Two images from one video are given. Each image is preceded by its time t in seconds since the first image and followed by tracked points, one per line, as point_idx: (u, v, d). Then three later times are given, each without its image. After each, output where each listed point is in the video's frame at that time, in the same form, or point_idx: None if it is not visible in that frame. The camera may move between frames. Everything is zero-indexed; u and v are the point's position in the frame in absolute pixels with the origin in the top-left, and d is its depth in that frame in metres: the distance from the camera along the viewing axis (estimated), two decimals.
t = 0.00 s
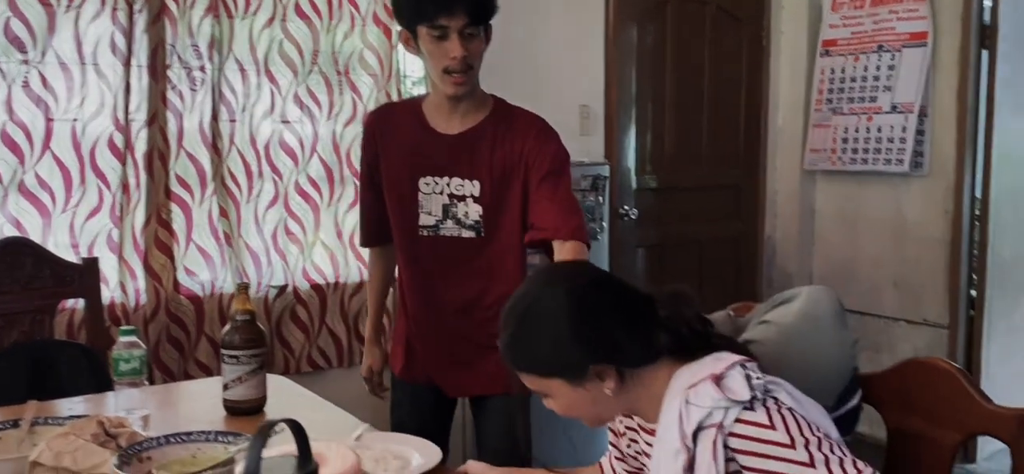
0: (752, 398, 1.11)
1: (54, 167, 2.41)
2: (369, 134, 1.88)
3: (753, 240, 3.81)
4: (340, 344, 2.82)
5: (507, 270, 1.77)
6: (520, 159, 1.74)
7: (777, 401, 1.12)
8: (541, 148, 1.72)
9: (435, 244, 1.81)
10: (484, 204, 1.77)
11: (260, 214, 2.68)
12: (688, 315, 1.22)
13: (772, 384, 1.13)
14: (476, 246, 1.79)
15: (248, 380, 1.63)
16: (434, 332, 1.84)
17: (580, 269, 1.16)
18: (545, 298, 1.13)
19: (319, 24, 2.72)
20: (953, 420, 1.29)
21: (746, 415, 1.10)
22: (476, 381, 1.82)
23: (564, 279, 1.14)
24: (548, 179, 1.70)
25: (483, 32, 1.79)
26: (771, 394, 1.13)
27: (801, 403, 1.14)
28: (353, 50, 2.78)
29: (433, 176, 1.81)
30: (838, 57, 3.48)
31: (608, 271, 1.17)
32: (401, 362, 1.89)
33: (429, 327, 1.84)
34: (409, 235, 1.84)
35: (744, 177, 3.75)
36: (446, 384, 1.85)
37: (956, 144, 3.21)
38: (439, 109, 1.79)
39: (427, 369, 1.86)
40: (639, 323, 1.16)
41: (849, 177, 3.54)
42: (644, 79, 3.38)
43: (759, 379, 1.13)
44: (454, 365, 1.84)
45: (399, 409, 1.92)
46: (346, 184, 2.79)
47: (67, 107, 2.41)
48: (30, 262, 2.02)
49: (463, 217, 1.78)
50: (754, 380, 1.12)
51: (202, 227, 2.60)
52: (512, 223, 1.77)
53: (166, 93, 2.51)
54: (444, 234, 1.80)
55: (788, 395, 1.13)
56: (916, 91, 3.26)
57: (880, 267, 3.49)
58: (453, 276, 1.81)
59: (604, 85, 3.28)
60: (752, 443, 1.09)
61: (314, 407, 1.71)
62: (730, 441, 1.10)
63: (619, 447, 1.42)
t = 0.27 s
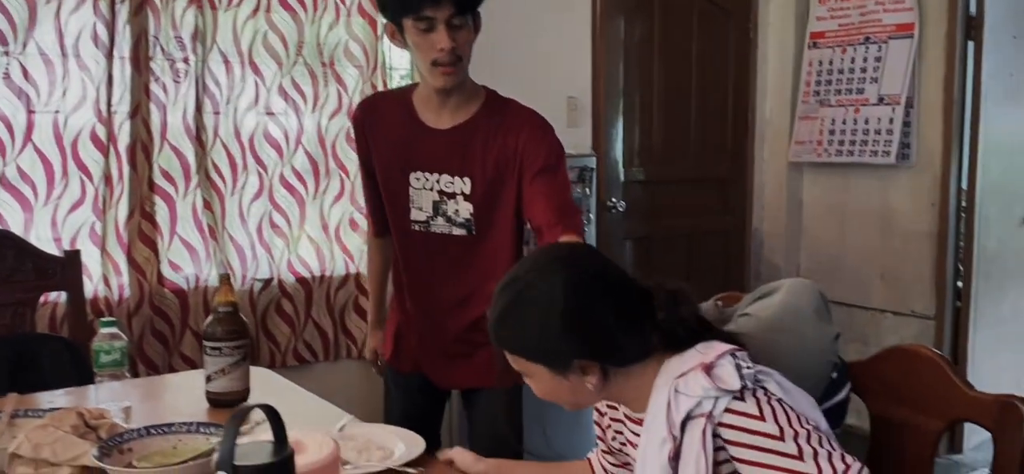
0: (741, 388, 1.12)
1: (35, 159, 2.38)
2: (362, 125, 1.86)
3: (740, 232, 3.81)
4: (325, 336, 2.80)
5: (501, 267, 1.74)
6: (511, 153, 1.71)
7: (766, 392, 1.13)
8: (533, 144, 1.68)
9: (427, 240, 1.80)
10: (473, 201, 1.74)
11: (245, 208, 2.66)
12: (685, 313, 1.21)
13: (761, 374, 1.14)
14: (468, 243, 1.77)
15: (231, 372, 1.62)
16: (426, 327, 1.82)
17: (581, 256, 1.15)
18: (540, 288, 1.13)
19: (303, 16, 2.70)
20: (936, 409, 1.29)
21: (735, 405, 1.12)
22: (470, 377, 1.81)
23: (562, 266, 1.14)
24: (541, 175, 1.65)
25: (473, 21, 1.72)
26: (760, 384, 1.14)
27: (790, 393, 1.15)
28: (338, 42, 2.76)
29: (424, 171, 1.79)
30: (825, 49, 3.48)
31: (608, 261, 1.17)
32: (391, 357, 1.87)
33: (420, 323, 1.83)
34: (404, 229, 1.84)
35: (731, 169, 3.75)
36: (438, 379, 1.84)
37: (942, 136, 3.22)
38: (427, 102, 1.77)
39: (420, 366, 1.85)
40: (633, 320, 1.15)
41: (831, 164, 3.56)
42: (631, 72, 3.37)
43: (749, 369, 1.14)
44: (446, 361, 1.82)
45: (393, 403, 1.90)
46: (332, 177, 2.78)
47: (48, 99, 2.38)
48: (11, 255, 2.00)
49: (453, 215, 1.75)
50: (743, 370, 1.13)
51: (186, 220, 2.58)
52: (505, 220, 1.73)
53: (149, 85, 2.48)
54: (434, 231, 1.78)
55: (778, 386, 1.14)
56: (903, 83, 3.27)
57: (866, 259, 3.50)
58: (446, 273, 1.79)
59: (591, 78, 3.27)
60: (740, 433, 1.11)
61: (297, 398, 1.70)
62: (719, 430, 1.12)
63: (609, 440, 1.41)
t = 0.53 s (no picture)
0: (739, 383, 1.07)
1: (18, 152, 2.37)
2: (347, 116, 1.80)
3: (727, 224, 3.81)
4: (311, 329, 2.80)
5: (497, 255, 1.72)
6: (505, 135, 1.68)
7: (763, 386, 1.08)
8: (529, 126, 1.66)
9: (421, 230, 1.76)
10: (469, 187, 1.71)
11: (230, 201, 2.65)
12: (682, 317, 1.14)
13: (758, 368, 1.08)
14: (465, 230, 1.74)
15: (215, 364, 1.61)
16: (421, 317, 1.79)
17: (579, 259, 1.06)
18: (540, 294, 1.04)
19: (288, 7, 2.68)
20: (917, 394, 1.30)
21: (733, 400, 1.06)
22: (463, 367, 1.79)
23: (563, 270, 1.05)
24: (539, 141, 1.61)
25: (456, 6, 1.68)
26: (757, 377, 1.08)
27: (789, 388, 1.09)
28: (323, 33, 2.75)
29: (414, 161, 1.75)
30: (811, 41, 3.47)
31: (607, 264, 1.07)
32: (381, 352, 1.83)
33: (415, 314, 1.79)
34: (398, 221, 1.79)
35: (718, 161, 3.75)
36: (430, 371, 1.81)
37: (928, 128, 3.22)
38: (415, 88, 1.73)
39: (411, 359, 1.81)
40: (635, 328, 1.08)
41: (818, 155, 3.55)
42: (618, 64, 3.37)
43: (747, 363, 1.08)
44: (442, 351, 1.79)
45: (378, 396, 1.88)
46: (318, 169, 2.77)
47: (30, 92, 2.37)
48: None
49: (449, 203, 1.72)
50: (740, 363, 1.07)
51: (171, 214, 2.56)
52: (500, 205, 1.72)
53: (132, 77, 2.46)
54: (430, 220, 1.74)
55: (776, 380, 1.09)
56: (890, 75, 3.27)
57: (852, 250, 3.51)
58: (441, 263, 1.75)
59: (578, 70, 3.26)
60: (738, 430, 1.05)
61: (281, 390, 1.68)
62: (716, 425, 1.06)
63: (593, 434, 1.38)
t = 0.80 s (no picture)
0: (746, 379, 1.07)
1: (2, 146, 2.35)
2: (326, 109, 1.81)
3: (715, 218, 3.82)
4: (300, 324, 2.80)
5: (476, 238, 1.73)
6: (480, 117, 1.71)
7: (769, 384, 1.08)
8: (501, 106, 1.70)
9: (402, 218, 1.77)
10: (449, 171, 1.73)
11: (217, 195, 2.64)
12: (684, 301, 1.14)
13: (765, 365, 1.09)
14: (445, 215, 1.75)
15: (201, 358, 1.60)
16: (405, 307, 1.79)
17: (575, 245, 1.07)
18: (537, 273, 1.07)
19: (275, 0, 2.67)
20: (902, 386, 1.30)
21: (738, 397, 1.06)
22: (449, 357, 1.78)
23: (562, 250, 1.07)
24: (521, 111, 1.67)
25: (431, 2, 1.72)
26: (764, 374, 1.08)
27: (795, 386, 1.09)
28: (311, 27, 2.74)
29: (392, 149, 1.76)
30: (799, 35, 3.49)
31: (604, 250, 1.09)
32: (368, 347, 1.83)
33: (399, 303, 1.79)
34: (378, 209, 1.80)
35: (706, 155, 3.76)
36: (417, 365, 1.80)
37: (914, 122, 3.24)
38: (391, 78, 1.76)
39: (396, 350, 1.81)
40: (630, 312, 1.10)
41: (805, 148, 3.57)
42: (606, 57, 3.37)
43: (754, 359, 1.08)
44: (427, 341, 1.79)
45: (361, 391, 1.87)
46: (305, 163, 2.77)
47: (15, 86, 2.36)
48: None
49: (428, 188, 1.73)
50: (748, 360, 1.07)
51: (158, 208, 2.56)
52: (478, 188, 1.73)
53: (118, 71, 2.45)
54: (410, 206, 1.76)
55: (782, 377, 1.09)
56: (877, 70, 3.28)
57: (839, 243, 3.52)
58: (422, 250, 1.76)
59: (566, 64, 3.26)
60: (742, 427, 1.06)
61: (268, 384, 1.68)
62: (722, 421, 1.07)
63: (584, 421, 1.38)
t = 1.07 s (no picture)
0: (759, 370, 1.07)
1: None
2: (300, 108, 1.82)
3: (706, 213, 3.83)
4: (290, 319, 2.79)
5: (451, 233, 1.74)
6: (453, 110, 1.73)
7: (781, 377, 1.09)
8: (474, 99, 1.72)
9: (376, 214, 1.78)
10: (423, 166, 1.75)
11: (207, 191, 2.64)
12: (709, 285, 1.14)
13: (778, 359, 1.09)
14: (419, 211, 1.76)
15: (189, 353, 1.60)
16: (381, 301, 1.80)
17: (605, 217, 1.06)
18: (564, 242, 1.06)
19: None
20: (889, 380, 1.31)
21: (751, 388, 1.07)
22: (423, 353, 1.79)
23: (592, 222, 1.05)
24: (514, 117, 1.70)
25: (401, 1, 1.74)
26: (775, 367, 1.09)
27: (805, 381, 1.11)
28: (301, 23, 2.74)
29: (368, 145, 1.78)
30: (788, 30, 3.48)
31: (631, 226, 1.08)
32: (346, 342, 1.84)
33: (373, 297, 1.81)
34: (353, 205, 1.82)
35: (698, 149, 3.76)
36: (391, 360, 1.82)
37: (904, 117, 3.25)
38: (362, 76, 1.76)
39: (372, 345, 1.82)
40: (653, 293, 1.09)
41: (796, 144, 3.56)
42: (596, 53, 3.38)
43: (768, 352, 1.09)
44: (403, 335, 1.80)
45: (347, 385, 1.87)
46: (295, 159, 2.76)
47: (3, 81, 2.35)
48: None
49: (402, 183, 1.75)
50: (764, 351, 1.08)
51: (147, 204, 2.55)
52: (452, 183, 1.75)
53: (106, 66, 2.45)
54: (384, 202, 1.77)
55: (792, 372, 1.10)
56: (868, 65, 3.28)
57: (830, 238, 3.53)
58: (396, 245, 1.77)
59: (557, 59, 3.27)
60: (752, 419, 1.07)
61: (258, 380, 1.68)
62: (733, 410, 1.07)
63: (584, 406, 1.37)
